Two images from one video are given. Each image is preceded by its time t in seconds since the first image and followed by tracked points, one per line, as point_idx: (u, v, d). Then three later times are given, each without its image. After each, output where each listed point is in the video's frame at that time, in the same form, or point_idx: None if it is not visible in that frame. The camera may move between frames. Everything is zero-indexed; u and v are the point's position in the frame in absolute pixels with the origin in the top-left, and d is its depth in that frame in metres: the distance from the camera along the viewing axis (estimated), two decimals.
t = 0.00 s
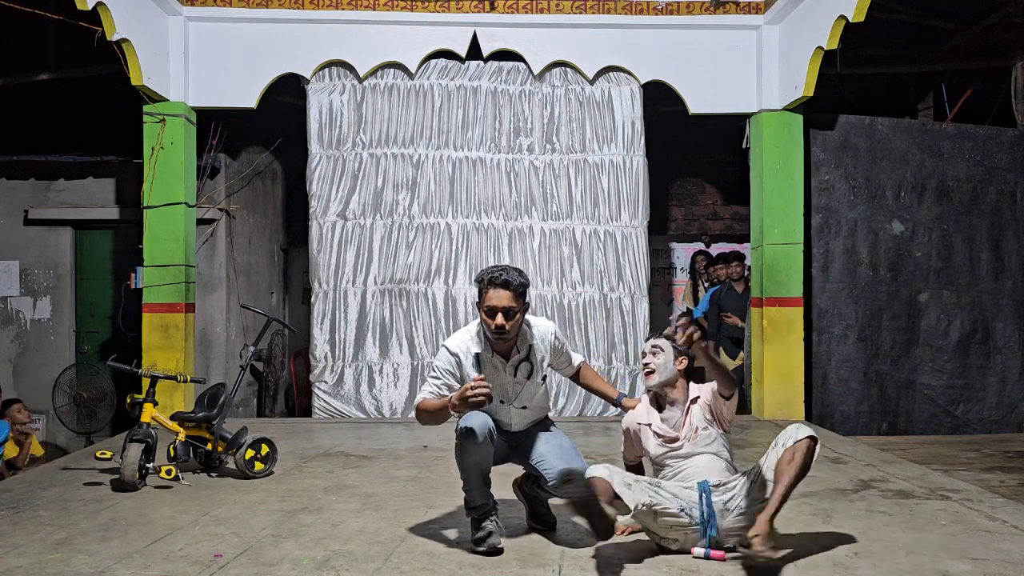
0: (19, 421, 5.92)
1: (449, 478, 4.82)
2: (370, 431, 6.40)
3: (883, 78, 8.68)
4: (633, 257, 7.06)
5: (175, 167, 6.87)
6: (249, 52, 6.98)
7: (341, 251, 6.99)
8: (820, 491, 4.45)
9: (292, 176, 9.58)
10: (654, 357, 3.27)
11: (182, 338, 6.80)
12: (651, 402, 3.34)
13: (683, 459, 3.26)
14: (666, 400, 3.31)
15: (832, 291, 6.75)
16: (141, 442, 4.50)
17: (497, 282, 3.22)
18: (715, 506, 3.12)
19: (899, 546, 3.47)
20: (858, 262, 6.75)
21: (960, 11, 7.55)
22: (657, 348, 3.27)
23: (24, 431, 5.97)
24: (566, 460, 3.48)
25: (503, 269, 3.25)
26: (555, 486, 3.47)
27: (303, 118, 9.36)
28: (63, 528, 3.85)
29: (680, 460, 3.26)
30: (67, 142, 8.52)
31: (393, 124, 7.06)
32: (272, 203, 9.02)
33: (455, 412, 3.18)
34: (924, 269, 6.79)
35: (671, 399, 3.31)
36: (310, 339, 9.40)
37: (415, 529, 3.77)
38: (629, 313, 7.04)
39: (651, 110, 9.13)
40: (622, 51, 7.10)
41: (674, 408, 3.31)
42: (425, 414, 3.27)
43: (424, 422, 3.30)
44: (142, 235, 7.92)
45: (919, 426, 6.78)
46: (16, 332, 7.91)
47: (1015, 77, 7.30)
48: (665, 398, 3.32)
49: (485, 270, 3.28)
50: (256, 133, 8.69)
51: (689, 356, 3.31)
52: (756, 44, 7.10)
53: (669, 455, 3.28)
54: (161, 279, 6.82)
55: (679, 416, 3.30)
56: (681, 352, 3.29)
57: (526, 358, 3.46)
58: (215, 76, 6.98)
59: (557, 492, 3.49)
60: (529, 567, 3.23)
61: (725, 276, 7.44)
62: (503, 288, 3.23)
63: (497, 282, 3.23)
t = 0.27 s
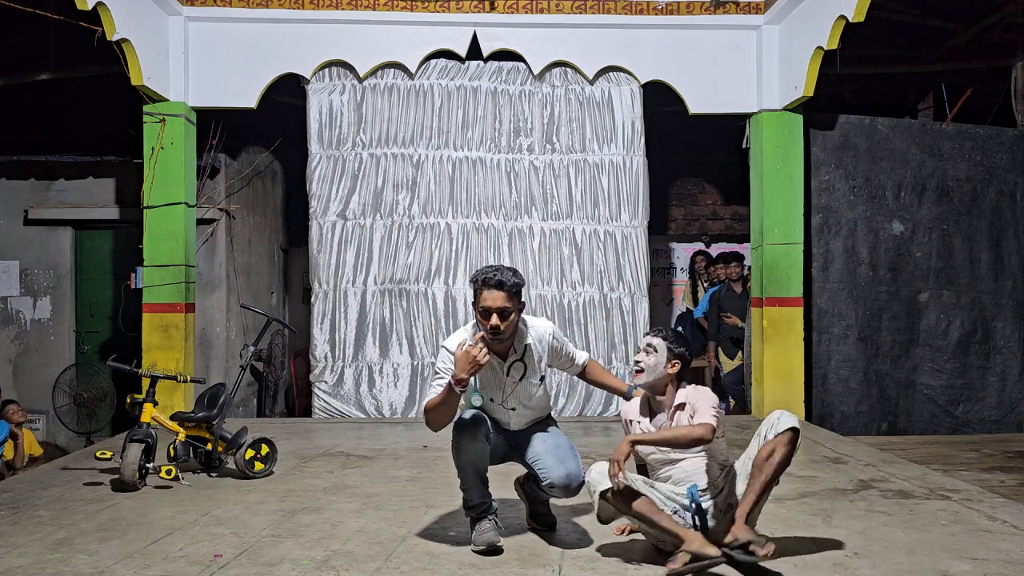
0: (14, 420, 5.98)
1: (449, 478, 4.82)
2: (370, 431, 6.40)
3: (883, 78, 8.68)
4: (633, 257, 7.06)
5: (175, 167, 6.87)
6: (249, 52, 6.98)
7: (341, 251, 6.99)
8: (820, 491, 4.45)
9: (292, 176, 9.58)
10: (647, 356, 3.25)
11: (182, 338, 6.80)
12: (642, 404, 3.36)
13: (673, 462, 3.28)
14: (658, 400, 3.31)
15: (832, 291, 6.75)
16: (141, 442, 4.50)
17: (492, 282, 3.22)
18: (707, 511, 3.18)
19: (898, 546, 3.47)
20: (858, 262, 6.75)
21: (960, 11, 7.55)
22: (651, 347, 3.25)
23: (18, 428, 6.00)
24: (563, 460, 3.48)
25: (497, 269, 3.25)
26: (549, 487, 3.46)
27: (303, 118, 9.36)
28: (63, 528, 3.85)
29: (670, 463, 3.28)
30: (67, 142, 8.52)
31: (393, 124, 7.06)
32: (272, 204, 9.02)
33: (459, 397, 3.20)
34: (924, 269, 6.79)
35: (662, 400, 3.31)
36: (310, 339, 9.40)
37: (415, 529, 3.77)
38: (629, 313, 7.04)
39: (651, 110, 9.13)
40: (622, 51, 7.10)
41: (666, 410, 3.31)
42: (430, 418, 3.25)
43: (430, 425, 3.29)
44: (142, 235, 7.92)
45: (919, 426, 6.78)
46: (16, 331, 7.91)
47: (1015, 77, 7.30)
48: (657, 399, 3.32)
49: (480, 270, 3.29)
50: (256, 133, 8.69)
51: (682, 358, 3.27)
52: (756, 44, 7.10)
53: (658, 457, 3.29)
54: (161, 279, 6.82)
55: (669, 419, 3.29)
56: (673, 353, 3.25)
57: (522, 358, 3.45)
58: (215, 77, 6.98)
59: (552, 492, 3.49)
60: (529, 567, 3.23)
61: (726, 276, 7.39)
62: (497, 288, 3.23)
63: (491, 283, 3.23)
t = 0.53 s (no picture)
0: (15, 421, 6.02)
1: (449, 478, 4.82)
2: (370, 431, 6.40)
3: (883, 78, 8.68)
4: (633, 257, 7.06)
5: (175, 167, 6.87)
6: (249, 52, 6.98)
7: (341, 251, 6.99)
8: (820, 491, 4.45)
9: (292, 176, 9.57)
10: (627, 342, 3.30)
11: (182, 338, 6.80)
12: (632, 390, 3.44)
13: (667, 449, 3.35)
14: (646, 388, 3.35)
15: (832, 291, 6.75)
16: (141, 442, 4.50)
17: (494, 283, 3.23)
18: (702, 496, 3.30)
19: (898, 546, 3.47)
20: (858, 262, 6.75)
21: (960, 11, 7.55)
22: (631, 333, 3.28)
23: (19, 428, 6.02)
24: (567, 464, 3.46)
25: (500, 270, 3.26)
26: (552, 490, 3.45)
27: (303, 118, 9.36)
28: (63, 528, 3.85)
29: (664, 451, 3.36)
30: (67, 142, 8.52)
31: (393, 124, 7.06)
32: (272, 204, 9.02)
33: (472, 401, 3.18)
34: (924, 269, 6.79)
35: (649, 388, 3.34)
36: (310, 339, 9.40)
37: (415, 529, 3.77)
38: (629, 313, 7.05)
39: (651, 110, 9.13)
40: (622, 52, 7.10)
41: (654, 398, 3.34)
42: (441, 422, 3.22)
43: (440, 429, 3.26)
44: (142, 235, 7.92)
45: (919, 426, 6.78)
46: (16, 331, 7.91)
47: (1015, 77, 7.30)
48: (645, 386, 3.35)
49: (483, 272, 3.29)
50: (256, 133, 8.69)
51: (664, 344, 3.27)
52: (756, 44, 7.10)
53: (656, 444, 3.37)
54: (161, 279, 6.82)
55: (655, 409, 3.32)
56: (653, 338, 3.26)
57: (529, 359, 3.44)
58: (215, 77, 6.98)
59: (555, 496, 3.47)
60: (529, 567, 3.23)
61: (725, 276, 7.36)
62: (501, 288, 3.23)
63: (494, 283, 3.23)
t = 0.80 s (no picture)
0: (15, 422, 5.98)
1: (449, 477, 4.82)
2: (370, 431, 6.40)
3: (883, 78, 8.68)
4: (633, 257, 7.07)
5: (175, 167, 6.87)
6: (249, 53, 6.98)
7: (341, 251, 6.99)
8: (820, 491, 4.45)
9: (292, 176, 9.58)
10: (614, 340, 3.31)
11: (182, 338, 6.80)
12: (625, 380, 3.52)
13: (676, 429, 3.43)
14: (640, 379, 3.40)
15: (832, 291, 6.75)
16: (141, 442, 4.50)
17: (507, 281, 3.24)
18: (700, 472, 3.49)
19: (898, 545, 3.47)
20: (858, 262, 6.75)
21: (960, 11, 7.55)
22: (616, 330, 3.30)
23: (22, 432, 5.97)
24: (577, 463, 3.47)
25: (513, 268, 3.28)
26: (562, 489, 3.45)
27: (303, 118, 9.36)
28: (63, 528, 3.85)
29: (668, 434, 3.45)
30: (66, 142, 8.52)
31: (393, 124, 7.06)
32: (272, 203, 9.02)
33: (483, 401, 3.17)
34: (924, 269, 6.79)
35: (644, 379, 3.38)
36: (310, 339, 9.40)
37: (415, 529, 3.77)
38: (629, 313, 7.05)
39: (651, 110, 9.13)
40: (621, 52, 7.10)
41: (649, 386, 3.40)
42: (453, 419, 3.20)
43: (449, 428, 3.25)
44: (142, 235, 7.92)
45: (919, 426, 6.78)
46: (16, 331, 7.91)
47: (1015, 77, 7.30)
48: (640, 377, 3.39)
49: (494, 271, 3.30)
50: (256, 133, 8.69)
51: (649, 333, 3.30)
52: (756, 44, 7.10)
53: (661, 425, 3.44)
54: (161, 280, 6.82)
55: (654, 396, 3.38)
56: (639, 331, 3.29)
57: (538, 358, 3.46)
58: (215, 77, 6.98)
59: (565, 495, 3.48)
60: (529, 567, 3.23)
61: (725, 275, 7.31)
62: (513, 287, 3.25)
63: (507, 281, 3.25)
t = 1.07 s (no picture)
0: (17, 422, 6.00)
1: (449, 477, 4.83)
2: (371, 431, 6.40)
3: (883, 78, 8.68)
4: (633, 257, 7.07)
5: (175, 167, 6.87)
6: (249, 53, 6.98)
7: (341, 251, 6.99)
8: (820, 491, 4.45)
9: (292, 176, 9.58)
10: (645, 345, 3.27)
11: (182, 338, 6.80)
12: (643, 389, 3.46)
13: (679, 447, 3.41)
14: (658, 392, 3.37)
15: (832, 291, 6.75)
16: (141, 442, 4.50)
17: (522, 281, 3.26)
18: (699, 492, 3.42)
19: (898, 546, 3.47)
20: (858, 262, 6.75)
21: (960, 12, 7.55)
22: (650, 337, 3.27)
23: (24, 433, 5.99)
24: (580, 461, 3.49)
25: (527, 270, 3.30)
26: (565, 487, 3.47)
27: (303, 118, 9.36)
28: (63, 528, 3.85)
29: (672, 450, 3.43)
30: (66, 142, 8.52)
31: (393, 124, 7.06)
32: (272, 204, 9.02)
33: (492, 398, 3.17)
34: (924, 269, 6.79)
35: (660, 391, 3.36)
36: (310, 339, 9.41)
37: (415, 529, 3.77)
38: (629, 313, 7.05)
39: (650, 110, 9.13)
40: (621, 52, 7.10)
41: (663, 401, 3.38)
42: (459, 416, 3.22)
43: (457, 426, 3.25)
44: (142, 235, 7.92)
45: (919, 426, 6.78)
46: (17, 331, 7.91)
47: (1015, 77, 7.30)
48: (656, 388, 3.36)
49: (508, 271, 3.32)
50: (256, 134, 8.69)
51: (682, 349, 3.26)
52: (756, 44, 7.10)
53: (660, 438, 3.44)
54: (161, 279, 6.82)
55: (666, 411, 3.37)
56: (671, 344, 3.24)
57: (545, 360, 3.45)
58: (215, 77, 6.98)
59: (567, 494, 3.50)
60: (529, 567, 3.23)
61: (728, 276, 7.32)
62: (527, 288, 3.27)
63: (521, 282, 3.27)
